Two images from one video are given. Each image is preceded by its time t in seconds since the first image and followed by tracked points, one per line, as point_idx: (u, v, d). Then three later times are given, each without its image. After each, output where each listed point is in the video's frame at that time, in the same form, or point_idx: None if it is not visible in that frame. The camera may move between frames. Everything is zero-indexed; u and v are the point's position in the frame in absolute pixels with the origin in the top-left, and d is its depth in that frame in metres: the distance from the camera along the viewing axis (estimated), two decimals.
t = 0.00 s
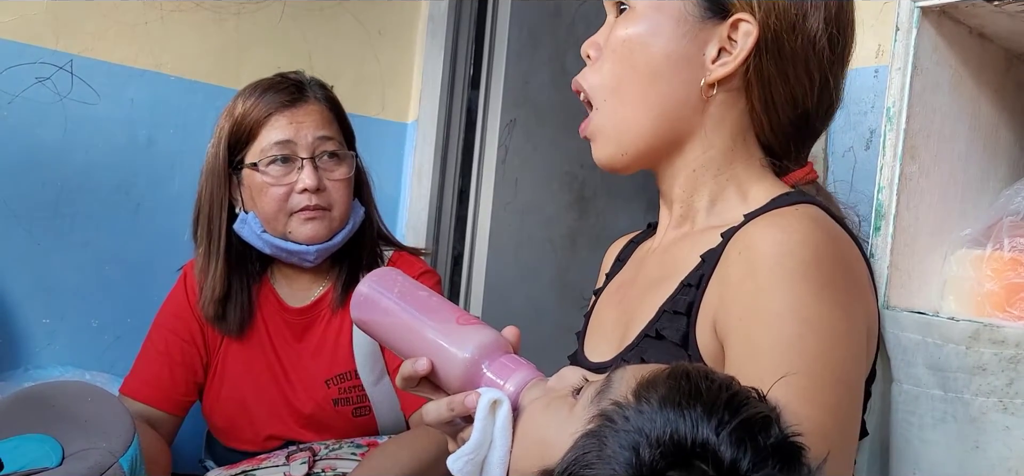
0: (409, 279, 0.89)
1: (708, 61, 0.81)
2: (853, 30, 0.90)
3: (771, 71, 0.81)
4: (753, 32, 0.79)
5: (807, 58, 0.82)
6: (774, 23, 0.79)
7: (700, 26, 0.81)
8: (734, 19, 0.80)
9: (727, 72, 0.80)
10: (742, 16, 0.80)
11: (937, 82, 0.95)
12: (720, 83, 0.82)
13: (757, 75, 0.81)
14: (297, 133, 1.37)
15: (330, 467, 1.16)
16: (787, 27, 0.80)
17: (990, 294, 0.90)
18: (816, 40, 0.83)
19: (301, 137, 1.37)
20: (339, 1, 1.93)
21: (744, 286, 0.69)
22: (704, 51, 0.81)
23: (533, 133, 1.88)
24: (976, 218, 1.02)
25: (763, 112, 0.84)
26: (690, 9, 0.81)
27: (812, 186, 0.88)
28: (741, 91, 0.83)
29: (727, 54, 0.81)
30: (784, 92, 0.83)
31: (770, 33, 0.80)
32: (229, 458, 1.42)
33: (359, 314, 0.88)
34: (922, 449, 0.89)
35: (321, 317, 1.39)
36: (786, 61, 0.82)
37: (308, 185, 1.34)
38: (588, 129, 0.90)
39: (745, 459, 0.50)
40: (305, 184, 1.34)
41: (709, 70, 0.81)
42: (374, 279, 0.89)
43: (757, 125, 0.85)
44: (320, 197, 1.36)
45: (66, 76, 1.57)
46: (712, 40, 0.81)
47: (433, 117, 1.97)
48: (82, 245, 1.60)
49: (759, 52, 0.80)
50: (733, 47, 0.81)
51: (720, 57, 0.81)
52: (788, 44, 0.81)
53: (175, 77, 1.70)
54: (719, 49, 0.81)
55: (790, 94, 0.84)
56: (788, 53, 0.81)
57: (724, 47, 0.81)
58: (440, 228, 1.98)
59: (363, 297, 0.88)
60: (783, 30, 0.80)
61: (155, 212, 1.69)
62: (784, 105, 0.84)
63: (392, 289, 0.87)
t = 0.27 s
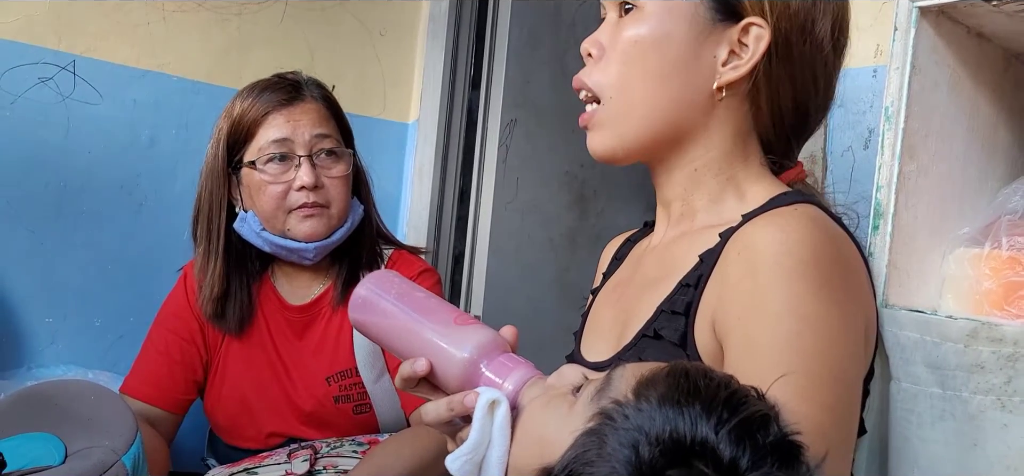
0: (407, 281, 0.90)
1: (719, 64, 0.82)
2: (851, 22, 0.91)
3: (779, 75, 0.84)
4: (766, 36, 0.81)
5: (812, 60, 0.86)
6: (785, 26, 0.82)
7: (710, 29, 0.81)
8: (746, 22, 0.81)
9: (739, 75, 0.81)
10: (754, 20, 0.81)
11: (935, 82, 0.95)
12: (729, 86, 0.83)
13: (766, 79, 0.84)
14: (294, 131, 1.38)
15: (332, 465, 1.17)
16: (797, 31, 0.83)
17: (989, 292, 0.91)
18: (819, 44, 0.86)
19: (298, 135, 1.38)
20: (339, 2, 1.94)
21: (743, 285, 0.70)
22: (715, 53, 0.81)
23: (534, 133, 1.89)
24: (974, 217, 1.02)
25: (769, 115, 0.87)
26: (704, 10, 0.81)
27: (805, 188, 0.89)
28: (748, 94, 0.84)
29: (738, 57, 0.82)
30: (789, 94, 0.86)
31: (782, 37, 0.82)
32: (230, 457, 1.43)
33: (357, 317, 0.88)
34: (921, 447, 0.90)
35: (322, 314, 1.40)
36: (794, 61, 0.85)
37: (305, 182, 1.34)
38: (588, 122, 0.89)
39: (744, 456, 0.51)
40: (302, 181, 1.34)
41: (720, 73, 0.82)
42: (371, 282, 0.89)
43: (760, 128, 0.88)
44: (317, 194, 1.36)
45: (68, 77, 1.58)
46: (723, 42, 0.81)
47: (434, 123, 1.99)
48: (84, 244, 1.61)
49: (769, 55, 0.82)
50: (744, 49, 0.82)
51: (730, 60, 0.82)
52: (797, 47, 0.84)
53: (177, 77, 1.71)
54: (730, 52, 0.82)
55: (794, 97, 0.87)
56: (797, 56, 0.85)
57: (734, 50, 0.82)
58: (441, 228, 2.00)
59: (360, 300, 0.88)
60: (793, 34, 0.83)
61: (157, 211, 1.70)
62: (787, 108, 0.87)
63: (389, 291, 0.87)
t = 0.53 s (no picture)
0: (408, 281, 0.90)
1: (726, 65, 0.82)
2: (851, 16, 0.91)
3: (785, 77, 0.85)
4: (773, 38, 0.81)
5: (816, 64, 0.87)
6: (791, 29, 0.82)
7: (717, 30, 0.81)
8: (754, 24, 0.81)
9: (746, 77, 0.81)
10: (761, 22, 0.81)
11: (935, 81, 0.95)
12: (735, 87, 0.83)
13: (772, 81, 0.84)
14: (291, 131, 1.38)
15: (331, 464, 1.17)
16: (804, 35, 0.84)
17: (988, 292, 0.91)
18: (823, 47, 0.87)
19: (295, 134, 1.38)
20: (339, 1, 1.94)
21: (743, 286, 0.70)
22: (721, 55, 0.82)
23: (534, 132, 1.89)
24: (974, 216, 1.02)
25: (774, 117, 0.87)
26: (711, 12, 0.80)
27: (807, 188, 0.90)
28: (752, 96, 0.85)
29: (744, 59, 0.82)
30: (794, 96, 0.87)
31: (789, 40, 0.83)
32: (231, 457, 1.43)
33: (359, 317, 0.88)
34: (921, 446, 0.90)
35: (322, 313, 1.40)
36: (800, 65, 0.86)
37: (302, 181, 1.34)
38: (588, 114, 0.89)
39: (745, 457, 0.51)
40: (300, 180, 1.34)
41: (727, 74, 0.82)
42: (373, 282, 0.89)
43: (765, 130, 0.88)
44: (314, 193, 1.36)
45: (68, 76, 1.58)
46: (729, 44, 0.81)
47: (433, 121, 1.99)
48: (84, 244, 1.61)
49: (775, 57, 0.83)
50: (750, 51, 0.82)
51: (737, 62, 0.82)
52: (802, 50, 0.85)
53: (177, 77, 1.71)
54: (736, 54, 0.82)
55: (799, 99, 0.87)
56: (803, 60, 0.85)
57: (741, 51, 0.82)
58: (441, 227, 2.00)
59: (362, 300, 0.88)
60: (800, 37, 0.84)
61: (157, 211, 1.70)
62: (792, 110, 0.87)
63: (391, 292, 0.87)
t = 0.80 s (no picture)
0: (409, 280, 0.89)
1: (725, 64, 0.82)
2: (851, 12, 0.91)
3: (785, 76, 0.85)
4: (772, 37, 0.81)
5: (815, 62, 0.87)
6: (790, 28, 0.83)
7: (716, 29, 0.80)
8: (753, 23, 0.81)
9: (745, 76, 0.81)
10: (760, 20, 0.81)
11: (937, 80, 0.95)
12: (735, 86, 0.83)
13: (773, 80, 0.84)
14: (291, 130, 1.38)
15: (332, 464, 1.17)
16: (803, 33, 0.84)
17: (990, 291, 0.90)
18: (822, 45, 0.87)
19: (295, 134, 1.38)
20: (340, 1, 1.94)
21: (744, 286, 0.70)
22: (721, 54, 0.81)
23: (534, 132, 1.89)
24: (976, 215, 1.02)
25: (776, 116, 0.87)
26: (710, 11, 0.80)
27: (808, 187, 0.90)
28: (753, 95, 0.85)
29: (744, 58, 0.82)
30: (795, 95, 0.87)
31: (788, 38, 0.83)
32: (231, 457, 1.42)
33: (360, 317, 0.88)
34: (923, 446, 0.90)
35: (323, 312, 1.39)
36: (799, 63, 0.86)
37: (303, 180, 1.34)
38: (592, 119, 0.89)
39: (748, 457, 0.51)
40: (300, 179, 1.34)
41: (727, 74, 0.82)
42: (375, 282, 0.89)
43: (766, 130, 0.87)
44: (315, 193, 1.36)
45: (68, 76, 1.58)
46: (729, 43, 0.81)
47: (434, 121, 1.98)
48: (84, 244, 1.61)
49: (775, 56, 0.83)
50: (750, 50, 0.82)
51: (737, 60, 0.82)
52: (802, 48, 0.85)
53: (177, 76, 1.71)
54: (736, 53, 0.81)
55: (800, 97, 0.88)
56: (802, 59, 0.86)
57: (740, 50, 0.82)
58: (442, 228, 2.00)
59: (363, 300, 0.88)
60: (798, 35, 0.84)
61: (158, 211, 1.70)
62: (793, 109, 0.87)
63: (392, 291, 0.87)
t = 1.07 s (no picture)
0: (412, 278, 0.89)
1: (725, 62, 0.81)
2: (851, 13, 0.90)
3: (786, 73, 0.84)
4: (772, 34, 0.81)
5: (817, 57, 0.86)
6: (791, 24, 0.82)
7: (716, 27, 0.80)
8: (752, 19, 0.80)
9: (745, 73, 0.81)
10: (759, 17, 0.80)
11: (940, 79, 0.95)
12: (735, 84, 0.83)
13: (773, 77, 0.84)
14: (296, 129, 1.37)
15: (333, 463, 1.17)
16: (803, 27, 0.83)
17: (992, 290, 0.90)
18: (824, 42, 0.86)
19: (300, 132, 1.37)
20: None
21: (748, 285, 0.69)
22: (721, 52, 0.81)
23: (536, 131, 1.88)
24: (978, 214, 1.02)
25: (776, 113, 0.86)
26: (710, 8, 0.80)
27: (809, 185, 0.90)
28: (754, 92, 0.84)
29: (744, 55, 0.81)
30: (796, 92, 0.86)
31: (788, 33, 0.82)
32: (232, 455, 1.42)
33: (362, 314, 0.88)
34: (925, 444, 0.90)
35: (324, 310, 1.39)
36: (800, 58, 0.85)
37: (308, 178, 1.34)
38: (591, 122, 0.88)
39: (753, 458, 0.51)
40: (305, 178, 1.34)
41: (726, 71, 0.81)
42: (378, 279, 0.89)
43: (767, 126, 0.87)
44: (320, 191, 1.36)
45: (69, 74, 1.58)
46: (728, 40, 0.81)
47: (435, 120, 1.98)
48: (85, 243, 1.61)
49: (775, 53, 0.82)
50: (750, 47, 0.81)
51: (737, 58, 0.81)
52: (802, 45, 0.84)
53: (178, 75, 1.70)
54: (736, 50, 0.81)
55: (801, 94, 0.87)
56: (804, 54, 0.85)
57: (741, 47, 0.81)
58: (442, 226, 2.00)
59: (366, 297, 0.88)
60: (799, 30, 0.83)
61: (158, 209, 1.69)
62: (795, 106, 0.87)
63: (395, 289, 0.87)
